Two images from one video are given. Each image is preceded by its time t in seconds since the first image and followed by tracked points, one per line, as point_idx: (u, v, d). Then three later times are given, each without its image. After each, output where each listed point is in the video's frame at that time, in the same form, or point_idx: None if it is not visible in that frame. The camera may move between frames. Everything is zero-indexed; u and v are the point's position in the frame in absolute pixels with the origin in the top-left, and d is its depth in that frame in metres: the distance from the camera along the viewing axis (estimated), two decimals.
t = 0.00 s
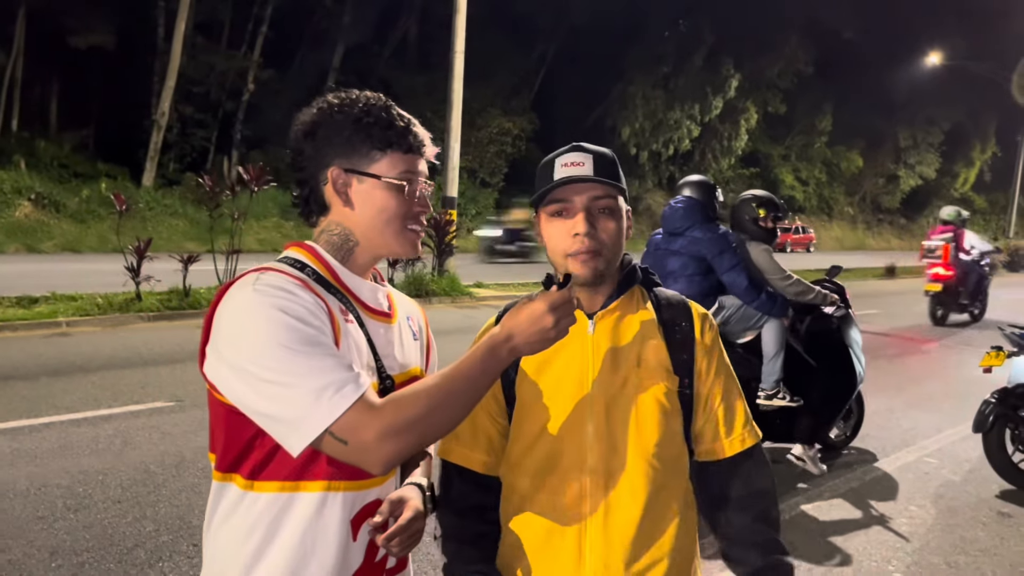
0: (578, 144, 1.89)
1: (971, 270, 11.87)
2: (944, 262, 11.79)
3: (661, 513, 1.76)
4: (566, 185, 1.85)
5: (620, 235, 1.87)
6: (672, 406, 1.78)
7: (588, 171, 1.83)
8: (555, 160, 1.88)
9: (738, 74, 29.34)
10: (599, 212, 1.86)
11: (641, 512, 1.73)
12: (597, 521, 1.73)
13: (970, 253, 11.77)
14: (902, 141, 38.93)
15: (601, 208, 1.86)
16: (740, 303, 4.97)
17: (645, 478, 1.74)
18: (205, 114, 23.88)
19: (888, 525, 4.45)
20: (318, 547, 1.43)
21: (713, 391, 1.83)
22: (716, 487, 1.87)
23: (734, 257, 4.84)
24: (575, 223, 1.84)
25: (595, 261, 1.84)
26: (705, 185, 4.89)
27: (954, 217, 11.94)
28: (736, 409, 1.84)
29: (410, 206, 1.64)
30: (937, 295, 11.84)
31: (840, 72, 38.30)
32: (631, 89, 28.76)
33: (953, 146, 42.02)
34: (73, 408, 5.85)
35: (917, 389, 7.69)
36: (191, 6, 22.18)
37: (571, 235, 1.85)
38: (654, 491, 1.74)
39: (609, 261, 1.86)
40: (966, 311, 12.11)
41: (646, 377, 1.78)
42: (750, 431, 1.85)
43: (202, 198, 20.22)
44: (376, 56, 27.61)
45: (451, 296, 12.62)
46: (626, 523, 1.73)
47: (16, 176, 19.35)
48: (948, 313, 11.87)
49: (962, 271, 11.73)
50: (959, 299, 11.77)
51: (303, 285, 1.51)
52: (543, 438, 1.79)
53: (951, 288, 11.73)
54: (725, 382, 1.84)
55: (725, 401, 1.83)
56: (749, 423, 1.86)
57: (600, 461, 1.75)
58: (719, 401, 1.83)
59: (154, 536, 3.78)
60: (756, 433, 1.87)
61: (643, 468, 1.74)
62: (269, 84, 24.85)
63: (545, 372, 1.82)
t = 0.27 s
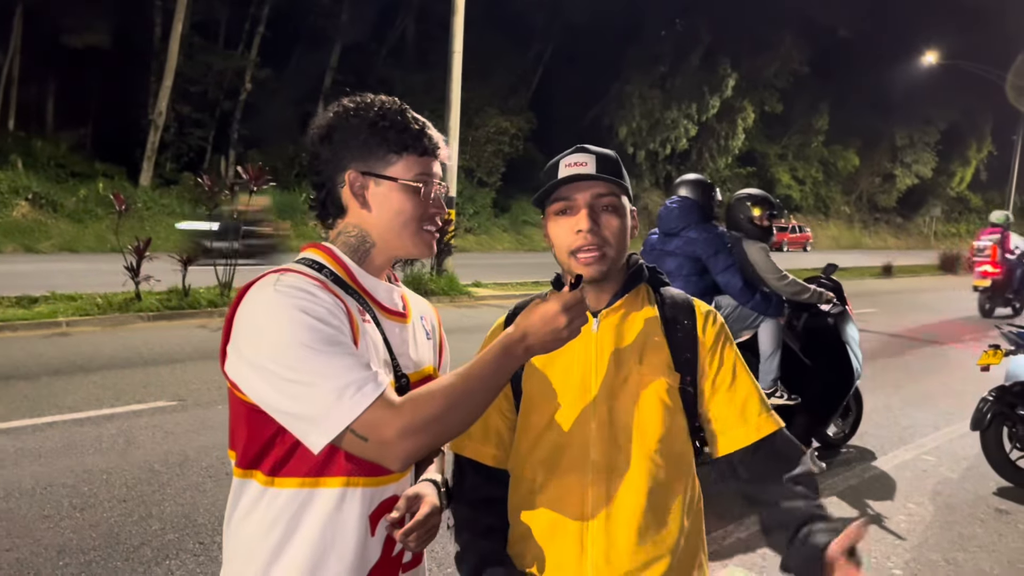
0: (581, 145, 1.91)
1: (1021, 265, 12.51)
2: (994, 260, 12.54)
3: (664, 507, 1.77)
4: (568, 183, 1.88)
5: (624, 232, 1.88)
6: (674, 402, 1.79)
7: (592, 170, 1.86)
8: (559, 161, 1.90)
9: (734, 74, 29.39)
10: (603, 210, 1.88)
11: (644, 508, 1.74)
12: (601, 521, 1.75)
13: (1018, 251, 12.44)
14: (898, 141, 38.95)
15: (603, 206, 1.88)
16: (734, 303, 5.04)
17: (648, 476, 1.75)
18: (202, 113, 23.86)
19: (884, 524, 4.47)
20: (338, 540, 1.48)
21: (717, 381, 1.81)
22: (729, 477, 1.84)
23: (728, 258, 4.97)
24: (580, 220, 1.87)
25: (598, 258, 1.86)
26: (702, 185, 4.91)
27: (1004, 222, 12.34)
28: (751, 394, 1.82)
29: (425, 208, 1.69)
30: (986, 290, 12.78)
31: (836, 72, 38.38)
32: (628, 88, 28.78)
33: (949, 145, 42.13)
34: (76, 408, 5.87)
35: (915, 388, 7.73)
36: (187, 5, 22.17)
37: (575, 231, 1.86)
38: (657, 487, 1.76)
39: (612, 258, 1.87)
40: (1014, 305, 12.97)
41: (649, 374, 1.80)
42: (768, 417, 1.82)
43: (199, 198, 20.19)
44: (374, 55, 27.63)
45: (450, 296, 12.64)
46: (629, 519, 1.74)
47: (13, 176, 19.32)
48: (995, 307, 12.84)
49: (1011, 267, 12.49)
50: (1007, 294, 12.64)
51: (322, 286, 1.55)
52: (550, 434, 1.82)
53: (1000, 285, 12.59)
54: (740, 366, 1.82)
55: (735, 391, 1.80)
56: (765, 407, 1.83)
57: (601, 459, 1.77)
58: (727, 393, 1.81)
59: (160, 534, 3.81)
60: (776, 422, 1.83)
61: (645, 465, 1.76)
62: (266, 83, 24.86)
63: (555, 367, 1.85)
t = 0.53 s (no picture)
0: (586, 149, 1.93)
1: None
2: None
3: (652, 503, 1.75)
4: (575, 186, 1.90)
5: (628, 235, 1.92)
6: (672, 399, 1.77)
7: (596, 174, 1.88)
8: (564, 165, 1.93)
9: (731, 74, 29.55)
10: (608, 214, 1.91)
11: (642, 505, 1.74)
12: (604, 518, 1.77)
13: None
14: (895, 140, 39.28)
15: (608, 210, 1.91)
16: (732, 304, 5.02)
17: (646, 475, 1.75)
18: (200, 112, 23.86)
19: (879, 524, 4.49)
20: (357, 535, 1.52)
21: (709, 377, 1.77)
22: (728, 474, 1.79)
23: (723, 258, 4.88)
24: (583, 224, 1.89)
25: (603, 260, 1.88)
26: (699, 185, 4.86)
27: None
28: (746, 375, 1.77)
29: (438, 210, 1.73)
30: None
31: (833, 71, 38.51)
32: (626, 87, 28.83)
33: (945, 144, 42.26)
34: (79, 407, 5.89)
35: (913, 387, 7.77)
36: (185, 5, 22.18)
37: (580, 234, 1.89)
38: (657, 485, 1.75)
39: (617, 259, 1.89)
40: None
41: (646, 368, 1.79)
42: (767, 408, 1.76)
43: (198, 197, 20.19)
44: (371, 54, 27.65)
45: (449, 294, 12.66)
46: (628, 515, 1.75)
47: (11, 176, 19.30)
48: None
49: None
50: None
51: (338, 287, 1.58)
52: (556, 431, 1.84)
53: None
54: (739, 361, 1.77)
55: (735, 384, 1.75)
56: (765, 398, 1.78)
57: (600, 457, 1.78)
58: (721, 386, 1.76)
59: (166, 532, 3.83)
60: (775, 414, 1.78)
61: (642, 462, 1.75)
62: (264, 82, 24.88)
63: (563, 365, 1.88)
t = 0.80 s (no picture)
0: (587, 150, 1.93)
1: None
2: None
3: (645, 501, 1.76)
4: (576, 186, 1.89)
5: (626, 235, 1.90)
6: (672, 397, 1.79)
7: (595, 175, 1.87)
8: (566, 164, 1.92)
9: (731, 73, 29.87)
10: (605, 214, 1.89)
11: (640, 501, 1.77)
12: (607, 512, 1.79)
13: None
14: (894, 138, 39.34)
15: (606, 210, 1.89)
16: (729, 303, 5.08)
17: (645, 471, 1.76)
18: (199, 111, 23.86)
19: (869, 520, 4.52)
20: (368, 530, 1.55)
21: (703, 378, 1.76)
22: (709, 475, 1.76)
23: (719, 260, 4.98)
24: (581, 224, 1.88)
25: (600, 260, 1.86)
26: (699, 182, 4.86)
27: None
28: (723, 384, 1.75)
29: (446, 212, 1.75)
30: None
31: (832, 70, 38.54)
32: (625, 86, 28.87)
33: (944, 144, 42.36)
34: (81, 406, 5.91)
35: (911, 385, 7.80)
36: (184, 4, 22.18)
37: (576, 234, 1.87)
38: (657, 482, 1.77)
39: (615, 260, 1.89)
40: None
41: (646, 365, 1.81)
42: (741, 421, 1.73)
43: (197, 197, 20.19)
44: (370, 54, 27.63)
45: (448, 293, 12.72)
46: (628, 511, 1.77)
47: (11, 175, 19.30)
48: None
49: None
50: None
51: (349, 287, 1.60)
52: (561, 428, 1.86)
53: None
54: (721, 364, 1.77)
55: (717, 385, 1.75)
56: (743, 410, 1.75)
57: (601, 454, 1.81)
58: (710, 389, 1.75)
59: (170, 530, 3.85)
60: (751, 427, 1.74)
61: (640, 459, 1.77)
62: (263, 82, 24.88)
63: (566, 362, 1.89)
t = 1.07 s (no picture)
0: (599, 149, 1.94)
1: None
2: None
3: (663, 494, 1.79)
4: (589, 185, 1.90)
5: (636, 235, 1.91)
6: (681, 393, 1.81)
7: (610, 174, 1.88)
8: (578, 163, 1.92)
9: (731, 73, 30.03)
10: (621, 213, 1.90)
11: (653, 496, 1.79)
12: (614, 509, 1.81)
13: None
14: (894, 137, 39.38)
15: (621, 210, 1.90)
16: (731, 301, 5.09)
17: (655, 466, 1.79)
18: (199, 111, 23.86)
19: (870, 517, 4.55)
20: (377, 528, 1.56)
21: (717, 375, 1.80)
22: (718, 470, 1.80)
23: (719, 259, 4.95)
24: (597, 223, 1.88)
25: (609, 260, 1.88)
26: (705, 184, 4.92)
27: None
28: (735, 384, 1.80)
29: (454, 211, 1.76)
30: None
31: (831, 69, 38.57)
32: (624, 86, 28.90)
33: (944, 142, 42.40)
34: (84, 405, 5.93)
35: (912, 384, 7.82)
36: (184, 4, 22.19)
37: (593, 232, 1.88)
38: (666, 477, 1.80)
39: (624, 260, 1.90)
40: None
41: (656, 362, 1.82)
42: (755, 415, 1.79)
43: (198, 197, 20.20)
44: (370, 53, 27.63)
45: (449, 292, 12.75)
46: (639, 507, 1.79)
47: (11, 175, 19.31)
48: None
49: None
50: None
51: (357, 285, 1.62)
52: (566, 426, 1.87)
53: None
54: (730, 362, 1.81)
55: (729, 380, 1.80)
56: (756, 403, 1.80)
57: (609, 453, 1.82)
58: (722, 385, 1.80)
59: (176, 528, 3.87)
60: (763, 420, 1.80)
61: (653, 454, 1.79)
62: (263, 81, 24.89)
63: (572, 362, 1.90)
